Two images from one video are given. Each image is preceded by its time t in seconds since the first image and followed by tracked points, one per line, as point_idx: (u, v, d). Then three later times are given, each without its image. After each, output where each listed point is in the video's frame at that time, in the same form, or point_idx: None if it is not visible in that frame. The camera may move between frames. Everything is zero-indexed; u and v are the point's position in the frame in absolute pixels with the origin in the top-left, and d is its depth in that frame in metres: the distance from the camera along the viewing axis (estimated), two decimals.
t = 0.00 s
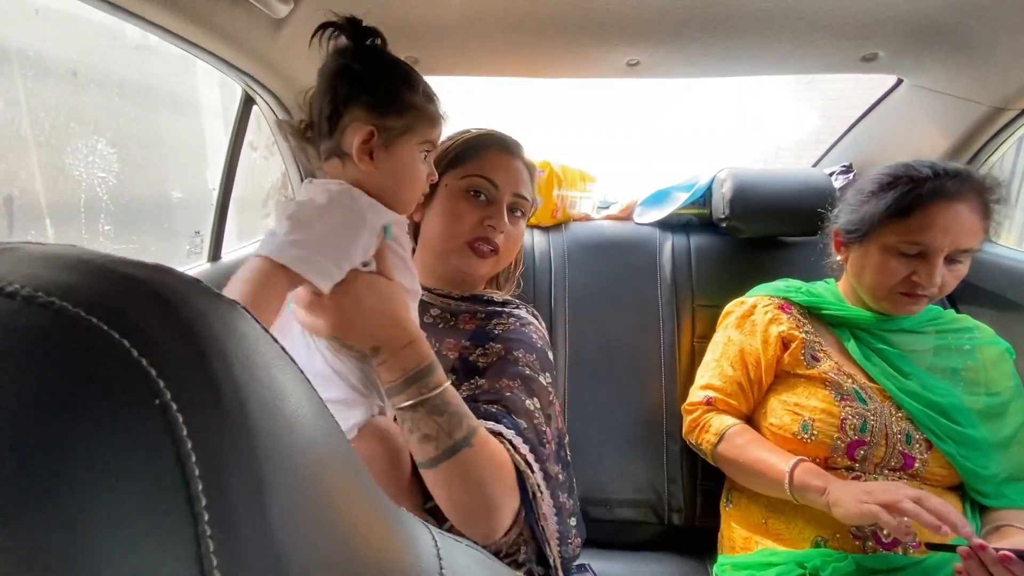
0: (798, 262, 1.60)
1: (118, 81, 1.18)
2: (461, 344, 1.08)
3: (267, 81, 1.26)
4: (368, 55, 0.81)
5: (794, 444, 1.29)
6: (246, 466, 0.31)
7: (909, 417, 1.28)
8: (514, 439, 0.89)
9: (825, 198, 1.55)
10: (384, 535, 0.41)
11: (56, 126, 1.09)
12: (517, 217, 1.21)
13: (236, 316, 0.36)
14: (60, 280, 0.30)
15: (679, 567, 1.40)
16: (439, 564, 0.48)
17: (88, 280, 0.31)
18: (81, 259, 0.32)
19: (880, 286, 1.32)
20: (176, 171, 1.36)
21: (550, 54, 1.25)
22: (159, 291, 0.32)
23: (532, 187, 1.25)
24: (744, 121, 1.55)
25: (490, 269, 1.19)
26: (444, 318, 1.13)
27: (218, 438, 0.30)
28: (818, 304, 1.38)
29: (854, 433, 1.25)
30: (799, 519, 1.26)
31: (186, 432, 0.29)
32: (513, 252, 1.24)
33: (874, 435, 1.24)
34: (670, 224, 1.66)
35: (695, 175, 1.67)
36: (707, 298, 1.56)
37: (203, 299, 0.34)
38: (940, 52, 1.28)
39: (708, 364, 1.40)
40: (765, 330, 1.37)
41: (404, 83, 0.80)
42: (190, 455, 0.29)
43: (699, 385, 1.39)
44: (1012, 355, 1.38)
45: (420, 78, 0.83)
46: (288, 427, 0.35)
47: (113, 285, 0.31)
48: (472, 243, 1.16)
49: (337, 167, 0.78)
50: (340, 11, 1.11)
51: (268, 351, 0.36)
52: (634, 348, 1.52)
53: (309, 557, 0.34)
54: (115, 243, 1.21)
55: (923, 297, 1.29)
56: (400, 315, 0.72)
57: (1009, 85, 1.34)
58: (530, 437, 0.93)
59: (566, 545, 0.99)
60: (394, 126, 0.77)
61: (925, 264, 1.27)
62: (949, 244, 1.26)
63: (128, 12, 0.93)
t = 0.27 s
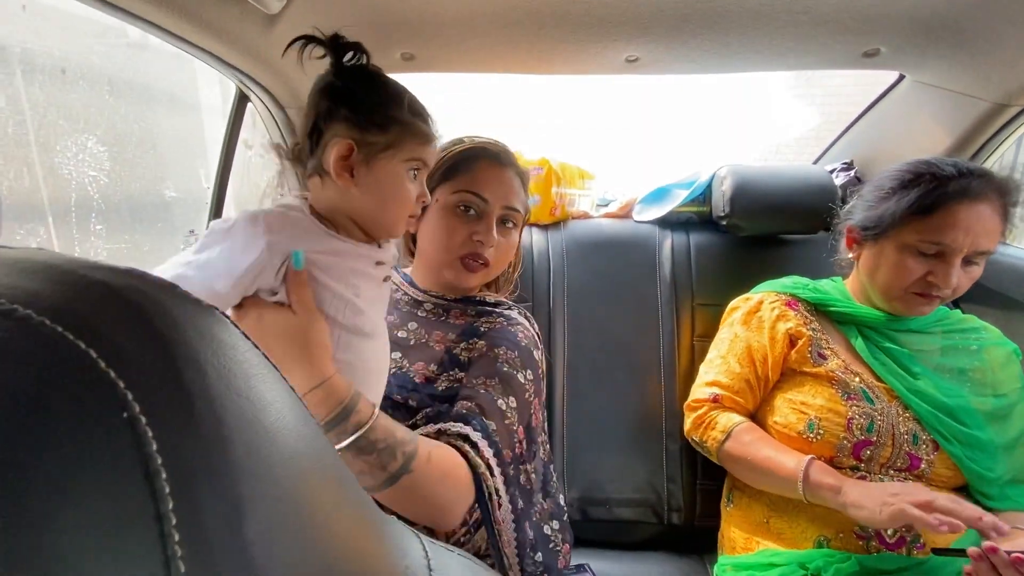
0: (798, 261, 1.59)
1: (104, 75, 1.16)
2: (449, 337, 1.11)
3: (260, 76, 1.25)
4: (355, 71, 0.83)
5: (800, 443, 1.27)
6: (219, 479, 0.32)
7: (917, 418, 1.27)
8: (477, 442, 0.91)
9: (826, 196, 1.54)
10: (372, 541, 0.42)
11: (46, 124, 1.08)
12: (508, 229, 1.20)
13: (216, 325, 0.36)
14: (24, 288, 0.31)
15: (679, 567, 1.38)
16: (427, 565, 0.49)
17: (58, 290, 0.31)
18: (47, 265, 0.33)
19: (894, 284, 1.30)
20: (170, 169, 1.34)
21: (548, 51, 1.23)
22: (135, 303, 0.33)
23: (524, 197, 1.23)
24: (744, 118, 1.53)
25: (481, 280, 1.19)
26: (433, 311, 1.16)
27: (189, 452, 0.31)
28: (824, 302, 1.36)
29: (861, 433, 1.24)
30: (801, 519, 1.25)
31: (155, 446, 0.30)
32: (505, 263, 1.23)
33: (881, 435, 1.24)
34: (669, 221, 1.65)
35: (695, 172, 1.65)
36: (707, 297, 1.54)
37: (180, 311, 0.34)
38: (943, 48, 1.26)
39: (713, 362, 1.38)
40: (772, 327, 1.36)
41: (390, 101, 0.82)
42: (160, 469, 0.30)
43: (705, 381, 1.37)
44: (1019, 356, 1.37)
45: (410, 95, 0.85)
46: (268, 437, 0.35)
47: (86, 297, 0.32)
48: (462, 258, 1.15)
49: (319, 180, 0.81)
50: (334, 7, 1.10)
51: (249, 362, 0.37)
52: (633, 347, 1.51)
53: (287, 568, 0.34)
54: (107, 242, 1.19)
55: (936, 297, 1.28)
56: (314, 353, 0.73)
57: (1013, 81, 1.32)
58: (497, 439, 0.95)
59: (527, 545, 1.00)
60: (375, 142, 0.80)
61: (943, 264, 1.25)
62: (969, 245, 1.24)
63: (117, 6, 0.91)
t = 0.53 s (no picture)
0: (795, 263, 1.61)
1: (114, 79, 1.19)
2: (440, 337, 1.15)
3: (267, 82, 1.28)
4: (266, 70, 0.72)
5: (798, 441, 1.29)
6: (248, 458, 0.35)
7: (914, 417, 1.28)
8: (464, 440, 0.94)
9: (822, 199, 1.56)
10: (379, 524, 0.45)
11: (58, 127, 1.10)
12: (498, 223, 1.23)
13: (240, 318, 0.40)
14: (72, 283, 0.34)
15: (679, 565, 1.40)
16: (439, 564, 0.51)
17: (102, 285, 0.35)
18: (89, 262, 0.37)
19: (892, 287, 1.33)
20: (177, 172, 1.36)
21: (548, 56, 1.26)
22: (168, 297, 0.36)
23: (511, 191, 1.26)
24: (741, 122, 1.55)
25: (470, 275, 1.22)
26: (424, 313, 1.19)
27: (221, 434, 0.34)
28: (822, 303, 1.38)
29: (858, 432, 1.26)
30: (799, 517, 1.26)
31: (192, 427, 0.33)
32: (496, 257, 1.27)
33: (878, 433, 1.26)
34: (666, 223, 1.67)
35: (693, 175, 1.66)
36: (705, 299, 1.56)
37: (207, 304, 0.38)
38: (936, 53, 1.29)
39: (712, 362, 1.40)
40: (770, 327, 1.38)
41: (304, 111, 0.72)
42: (196, 448, 0.33)
43: (704, 381, 1.39)
44: (1014, 356, 1.39)
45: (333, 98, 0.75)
46: (289, 422, 0.39)
47: (127, 291, 0.35)
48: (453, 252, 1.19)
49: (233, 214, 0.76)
50: (339, 13, 1.12)
51: (271, 352, 0.40)
52: (632, 348, 1.53)
53: (308, 541, 0.38)
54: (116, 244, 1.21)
55: (934, 300, 1.30)
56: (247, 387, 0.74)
57: (1005, 86, 1.35)
58: (485, 435, 0.97)
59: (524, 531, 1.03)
60: (284, 167, 0.72)
61: (941, 268, 1.27)
62: (968, 250, 1.26)
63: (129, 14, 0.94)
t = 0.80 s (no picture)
0: (796, 259, 1.60)
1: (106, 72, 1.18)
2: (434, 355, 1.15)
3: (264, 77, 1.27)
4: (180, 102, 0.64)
5: (798, 440, 1.29)
6: (238, 463, 0.34)
7: (914, 415, 1.28)
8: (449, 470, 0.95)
9: (823, 196, 1.55)
10: (375, 526, 0.44)
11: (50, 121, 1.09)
12: (492, 203, 1.26)
13: (229, 316, 0.39)
14: (55, 283, 0.34)
15: (677, 563, 1.40)
16: (435, 567, 0.49)
17: (85, 285, 0.34)
18: (75, 262, 0.36)
19: (892, 284, 1.32)
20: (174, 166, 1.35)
21: (548, 51, 1.24)
22: (156, 296, 0.35)
23: (505, 176, 1.31)
24: (742, 118, 1.54)
25: (464, 254, 1.23)
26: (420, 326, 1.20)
27: (210, 438, 0.33)
28: (823, 300, 1.37)
29: (858, 430, 1.25)
30: (798, 515, 1.26)
31: (177, 431, 0.32)
32: (493, 241, 1.28)
33: (878, 432, 1.25)
34: (668, 220, 1.65)
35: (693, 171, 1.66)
36: (705, 296, 1.55)
37: (194, 303, 0.37)
38: (939, 48, 1.28)
39: (713, 361, 1.40)
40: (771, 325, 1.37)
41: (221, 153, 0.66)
42: (183, 453, 0.32)
43: (705, 380, 1.39)
44: (1015, 354, 1.38)
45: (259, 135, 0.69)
46: (283, 425, 0.37)
47: (113, 290, 0.34)
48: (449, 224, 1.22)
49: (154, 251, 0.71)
50: (336, 7, 1.11)
51: (262, 352, 0.39)
52: (632, 345, 1.52)
53: (305, 550, 0.36)
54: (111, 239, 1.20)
55: (933, 297, 1.29)
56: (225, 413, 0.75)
57: (1009, 81, 1.33)
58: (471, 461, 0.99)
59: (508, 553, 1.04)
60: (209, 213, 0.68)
61: (939, 264, 1.26)
62: (967, 246, 1.25)
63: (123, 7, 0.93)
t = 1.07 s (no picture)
0: (795, 256, 1.60)
1: (100, 64, 1.17)
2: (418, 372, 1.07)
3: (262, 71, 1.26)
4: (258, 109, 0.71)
5: (796, 436, 1.29)
6: (234, 456, 0.35)
7: (912, 412, 1.28)
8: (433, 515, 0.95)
9: (822, 193, 1.55)
10: (371, 522, 0.44)
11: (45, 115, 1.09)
12: (498, 204, 1.18)
13: (225, 307, 0.39)
14: (52, 274, 0.34)
15: (675, 558, 1.40)
16: (434, 566, 0.49)
17: (80, 276, 0.35)
18: (72, 254, 0.36)
19: (891, 280, 1.32)
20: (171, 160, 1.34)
21: (548, 46, 1.24)
22: (153, 288, 0.36)
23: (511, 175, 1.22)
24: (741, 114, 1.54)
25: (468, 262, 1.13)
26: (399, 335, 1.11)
27: (205, 431, 0.34)
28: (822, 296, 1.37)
29: (856, 426, 1.25)
30: (795, 510, 1.26)
31: (173, 423, 0.33)
32: (495, 244, 1.19)
33: (876, 428, 1.25)
34: (666, 217, 1.65)
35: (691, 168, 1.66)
36: (703, 292, 1.56)
37: (191, 296, 0.37)
38: (938, 45, 1.27)
39: (710, 356, 1.40)
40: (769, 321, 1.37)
41: (297, 148, 0.71)
42: (178, 445, 0.33)
43: (703, 376, 1.39)
44: (1012, 351, 1.39)
45: (326, 131, 0.74)
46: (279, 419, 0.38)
47: (109, 281, 0.35)
48: (452, 227, 1.11)
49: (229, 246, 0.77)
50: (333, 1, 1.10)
51: (259, 345, 0.40)
52: (630, 341, 1.52)
53: (301, 544, 0.37)
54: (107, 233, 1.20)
55: (932, 294, 1.29)
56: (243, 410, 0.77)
57: (1008, 78, 1.33)
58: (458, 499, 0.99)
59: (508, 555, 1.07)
60: (287, 207, 0.72)
61: (939, 260, 1.26)
62: (966, 243, 1.24)
63: None
